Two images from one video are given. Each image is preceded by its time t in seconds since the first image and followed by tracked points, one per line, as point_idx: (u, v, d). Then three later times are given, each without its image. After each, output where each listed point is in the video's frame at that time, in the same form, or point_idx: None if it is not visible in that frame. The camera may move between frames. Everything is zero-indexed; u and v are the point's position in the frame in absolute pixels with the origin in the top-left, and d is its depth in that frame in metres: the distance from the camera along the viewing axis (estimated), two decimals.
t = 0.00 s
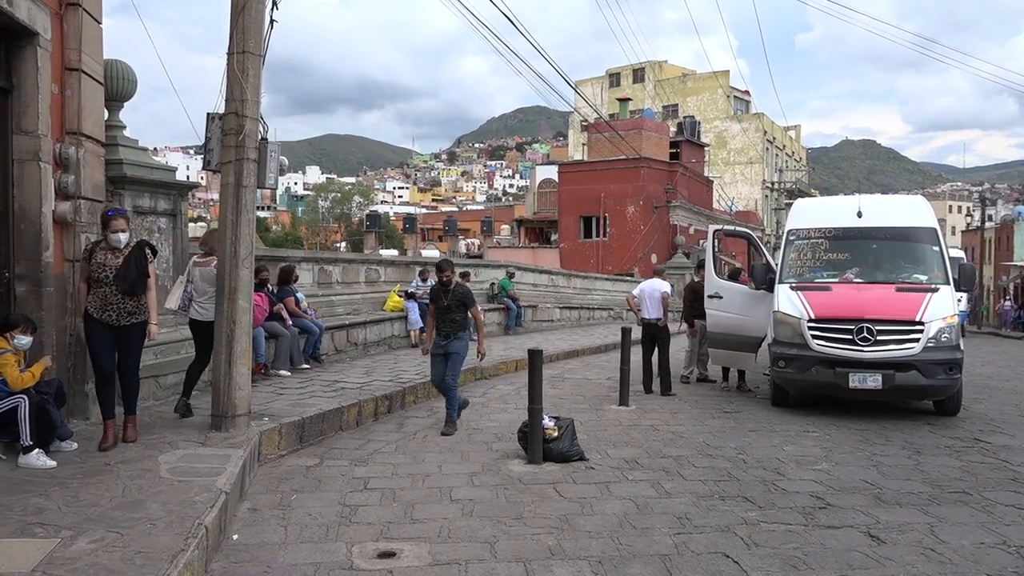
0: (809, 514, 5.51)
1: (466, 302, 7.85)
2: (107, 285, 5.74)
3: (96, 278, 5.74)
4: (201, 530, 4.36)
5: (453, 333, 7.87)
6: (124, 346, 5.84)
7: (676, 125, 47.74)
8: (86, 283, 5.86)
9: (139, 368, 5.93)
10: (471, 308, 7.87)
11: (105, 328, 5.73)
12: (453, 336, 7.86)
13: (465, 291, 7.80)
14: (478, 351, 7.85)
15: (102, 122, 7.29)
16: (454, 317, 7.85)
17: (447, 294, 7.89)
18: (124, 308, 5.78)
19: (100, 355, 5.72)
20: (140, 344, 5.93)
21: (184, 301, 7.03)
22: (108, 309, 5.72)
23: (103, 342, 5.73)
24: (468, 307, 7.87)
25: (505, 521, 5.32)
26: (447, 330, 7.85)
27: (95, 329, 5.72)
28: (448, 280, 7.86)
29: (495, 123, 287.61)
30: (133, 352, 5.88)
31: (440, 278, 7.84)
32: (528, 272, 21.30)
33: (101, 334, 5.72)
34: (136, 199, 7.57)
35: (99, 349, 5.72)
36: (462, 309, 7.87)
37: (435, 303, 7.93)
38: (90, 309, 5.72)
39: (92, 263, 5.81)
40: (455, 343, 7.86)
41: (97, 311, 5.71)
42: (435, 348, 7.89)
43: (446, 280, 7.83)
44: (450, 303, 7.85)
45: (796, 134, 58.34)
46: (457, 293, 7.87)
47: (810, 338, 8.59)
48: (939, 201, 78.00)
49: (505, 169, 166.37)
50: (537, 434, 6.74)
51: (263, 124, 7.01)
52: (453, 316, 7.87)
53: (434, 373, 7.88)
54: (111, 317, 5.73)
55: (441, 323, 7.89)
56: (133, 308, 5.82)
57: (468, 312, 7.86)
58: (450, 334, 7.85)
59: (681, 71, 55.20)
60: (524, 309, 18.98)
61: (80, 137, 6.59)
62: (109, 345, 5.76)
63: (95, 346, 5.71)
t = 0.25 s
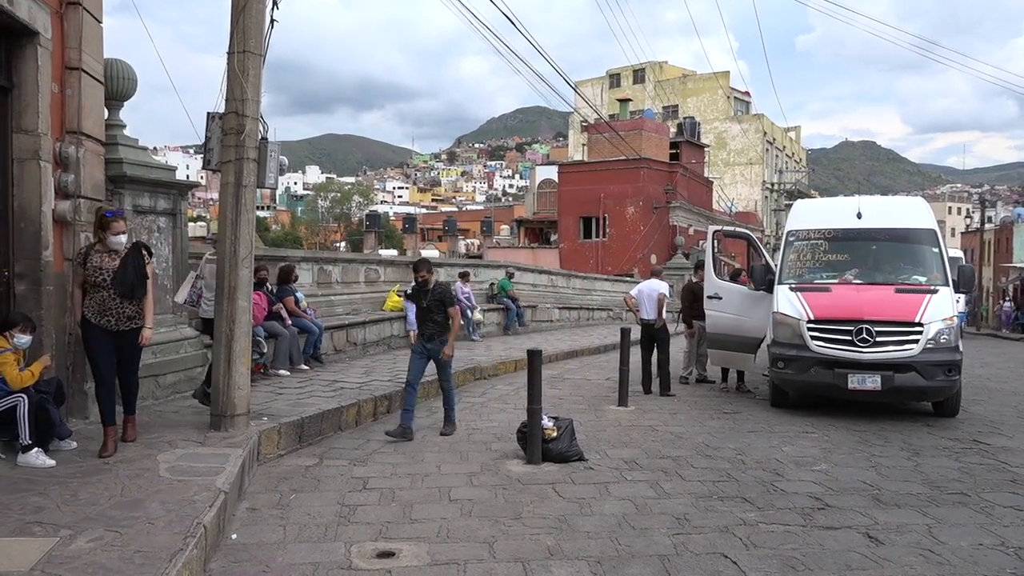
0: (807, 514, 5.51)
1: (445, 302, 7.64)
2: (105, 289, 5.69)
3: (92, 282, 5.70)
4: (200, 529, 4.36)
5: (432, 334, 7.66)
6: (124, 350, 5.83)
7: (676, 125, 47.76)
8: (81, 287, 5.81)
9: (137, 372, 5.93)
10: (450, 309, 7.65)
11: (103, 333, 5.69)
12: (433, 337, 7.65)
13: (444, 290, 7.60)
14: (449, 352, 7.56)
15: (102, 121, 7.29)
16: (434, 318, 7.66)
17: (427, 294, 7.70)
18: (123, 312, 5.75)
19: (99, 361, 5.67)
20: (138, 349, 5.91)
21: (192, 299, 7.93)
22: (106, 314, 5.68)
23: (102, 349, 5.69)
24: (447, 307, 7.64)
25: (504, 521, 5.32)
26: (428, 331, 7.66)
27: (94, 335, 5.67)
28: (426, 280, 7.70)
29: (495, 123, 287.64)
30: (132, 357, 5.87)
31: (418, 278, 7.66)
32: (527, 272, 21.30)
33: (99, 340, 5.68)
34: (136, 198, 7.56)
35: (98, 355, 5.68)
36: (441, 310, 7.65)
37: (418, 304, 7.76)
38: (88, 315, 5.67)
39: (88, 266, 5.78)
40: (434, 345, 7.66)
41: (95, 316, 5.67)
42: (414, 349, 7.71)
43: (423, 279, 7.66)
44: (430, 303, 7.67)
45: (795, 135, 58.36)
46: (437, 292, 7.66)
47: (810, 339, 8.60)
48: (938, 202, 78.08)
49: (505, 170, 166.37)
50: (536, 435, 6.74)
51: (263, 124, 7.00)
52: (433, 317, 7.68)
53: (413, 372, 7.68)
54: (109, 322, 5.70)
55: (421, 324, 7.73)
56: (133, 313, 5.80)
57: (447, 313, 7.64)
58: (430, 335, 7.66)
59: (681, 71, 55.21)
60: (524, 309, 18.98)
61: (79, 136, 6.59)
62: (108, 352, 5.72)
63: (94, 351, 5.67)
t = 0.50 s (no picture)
0: (801, 513, 5.53)
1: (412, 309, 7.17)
2: (93, 287, 5.67)
3: (80, 280, 5.68)
4: (194, 530, 4.35)
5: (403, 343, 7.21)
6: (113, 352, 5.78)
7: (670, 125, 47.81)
8: (68, 287, 5.77)
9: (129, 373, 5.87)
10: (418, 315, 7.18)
11: (91, 333, 5.65)
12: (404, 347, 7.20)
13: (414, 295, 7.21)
14: (409, 358, 7.05)
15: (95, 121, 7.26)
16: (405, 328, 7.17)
17: (395, 301, 7.26)
18: (112, 312, 5.71)
19: (88, 362, 5.61)
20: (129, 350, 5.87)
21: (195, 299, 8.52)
22: (94, 313, 5.65)
23: (91, 351, 5.64)
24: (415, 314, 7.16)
25: (499, 521, 5.32)
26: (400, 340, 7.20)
27: (82, 336, 5.64)
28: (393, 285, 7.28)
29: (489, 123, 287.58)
30: (122, 358, 5.81)
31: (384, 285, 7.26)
32: (522, 272, 21.32)
33: (89, 340, 5.64)
34: (129, 199, 7.54)
35: (86, 356, 5.62)
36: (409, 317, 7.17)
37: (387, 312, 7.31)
38: (76, 315, 5.64)
39: (74, 265, 5.74)
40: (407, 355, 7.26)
41: (83, 316, 5.64)
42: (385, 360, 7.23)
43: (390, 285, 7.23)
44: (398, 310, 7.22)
45: (789, 134, 58.50)
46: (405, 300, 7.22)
47: (804, 338, 8.62)
48: (932, 201, 78.36)
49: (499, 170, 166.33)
50: (531, 434, 6.74)
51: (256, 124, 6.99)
52: (402, 326, 7.18)
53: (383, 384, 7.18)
54: (98, 321, 5.66)
55: (391, 333, 7.24)
56: (122, 312, 5.76)
57: (415, 321, 7.16)
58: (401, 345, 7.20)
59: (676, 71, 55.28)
60: (519, 309, 18.99)
61: (72, 136, 6.56)
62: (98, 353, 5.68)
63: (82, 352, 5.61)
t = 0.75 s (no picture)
0: (795, 514, 5.54)
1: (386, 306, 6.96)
2: (80, 286, 5.47)
3: (67, 279, 5.49)
4: (188, 531, 4.34)
5: (375, 340, 6.96)
6: (101, 352, 5.48)
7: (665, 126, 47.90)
8: (58, 285, 5.60)
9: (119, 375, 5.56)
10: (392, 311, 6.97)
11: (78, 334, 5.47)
12: (374, 344, 6.96)
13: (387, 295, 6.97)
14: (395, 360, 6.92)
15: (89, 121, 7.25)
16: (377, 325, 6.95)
17: (365, 298, 7.04)
18: (100, 312, 5.48)
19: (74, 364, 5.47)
20: (119, 349, 5.57)
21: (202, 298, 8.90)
22: (81, 313, 5.46)
23: (81, 351, 5.48)
24: (390, 313, 6.96)
25: (494, 522, 5.32)
26: (371, 338, 6.94)
27: (71, 336, 5.48)
28: (361, 281, 7.02)
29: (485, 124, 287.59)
30: (110, 362, 5.51)
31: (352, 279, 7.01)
32: (517, 272, 21.33)
33: (76, 341, 5.47)
34: (124, 199, 7.52)
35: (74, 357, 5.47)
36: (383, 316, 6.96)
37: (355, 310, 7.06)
38: (64, 314, 5.47)
39: (62, 263, 5.57)
40: (379, 352, 6.98)
41: (71, 316, 5.46)
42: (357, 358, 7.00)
43: (358, 282, 6.98)
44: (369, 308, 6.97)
45: (784, 136, 58.65)
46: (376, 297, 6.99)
47: (798, 339, 8.64)
48: (925, 203, 78.65)
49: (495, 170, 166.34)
50: (526, 435, 6.74)
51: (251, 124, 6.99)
52: (375, 324, 6.95)
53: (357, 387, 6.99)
54: (85, 321, 5.45)
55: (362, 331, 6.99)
56: (110, 311, 5.51)
57: (390, 318, 6.94)
58: (371, 343, 6.95)
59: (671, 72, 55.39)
60: (514, 310, 19.00)
61: (66, 136, 6.55)
62: (85, 354, 5.49)
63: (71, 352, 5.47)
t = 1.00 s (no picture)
0: (788, 514, 5.56)
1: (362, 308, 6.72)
2: (65, 293, 5.25)
3: (51, 285, 5.27)
4: (181, 532, 4.33)
5: (350, 344, 6.67)
6: (85, 360, 5.24)
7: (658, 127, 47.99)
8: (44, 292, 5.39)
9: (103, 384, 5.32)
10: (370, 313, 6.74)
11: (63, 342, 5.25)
12: (348, 349, 6.65)
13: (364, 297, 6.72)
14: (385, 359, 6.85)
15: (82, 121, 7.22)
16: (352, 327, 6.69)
17: (340, 301, 6.77)
18: (84, 319, 5.25)
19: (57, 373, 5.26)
20: (104, 359, 5.32)
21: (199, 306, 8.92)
22: (66, 321, 5.23)
23: (67, 360, 5.28)
24: (366, 314, 6.71)
25: (487, 522, 5.32)
26: (345, 343, 6.65)
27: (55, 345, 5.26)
28: (335, 283, 6.78)
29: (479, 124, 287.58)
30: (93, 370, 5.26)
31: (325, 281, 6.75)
32: (510, 273, 21.34)
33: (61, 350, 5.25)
34: (116, 199, 7.49)
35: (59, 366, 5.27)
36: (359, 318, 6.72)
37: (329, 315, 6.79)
38: (50, 322, 5.27)
39: (48, 268, 5.35)
40: (353, 355, 6.63)
41: (55, 323, 5.25)
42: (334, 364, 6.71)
43: (331, 283, 6.73)
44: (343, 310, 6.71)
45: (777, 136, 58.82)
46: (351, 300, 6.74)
47: (791, 339, 8.66)
48: (918, 203, 78.98)
49: (489, 171, 166.33)
50: (520, 436, 6.74)
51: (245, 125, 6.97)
52: (349, 327, 6.69)
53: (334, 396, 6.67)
54: (70, 329, 5.23)
55: (337, 336, 6.71)
56: (95, 319, 5.27)
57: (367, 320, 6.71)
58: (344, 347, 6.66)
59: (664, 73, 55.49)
60: (508, 310, 19.00)
61: (59, 137, 6.52)
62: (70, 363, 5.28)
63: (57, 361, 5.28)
